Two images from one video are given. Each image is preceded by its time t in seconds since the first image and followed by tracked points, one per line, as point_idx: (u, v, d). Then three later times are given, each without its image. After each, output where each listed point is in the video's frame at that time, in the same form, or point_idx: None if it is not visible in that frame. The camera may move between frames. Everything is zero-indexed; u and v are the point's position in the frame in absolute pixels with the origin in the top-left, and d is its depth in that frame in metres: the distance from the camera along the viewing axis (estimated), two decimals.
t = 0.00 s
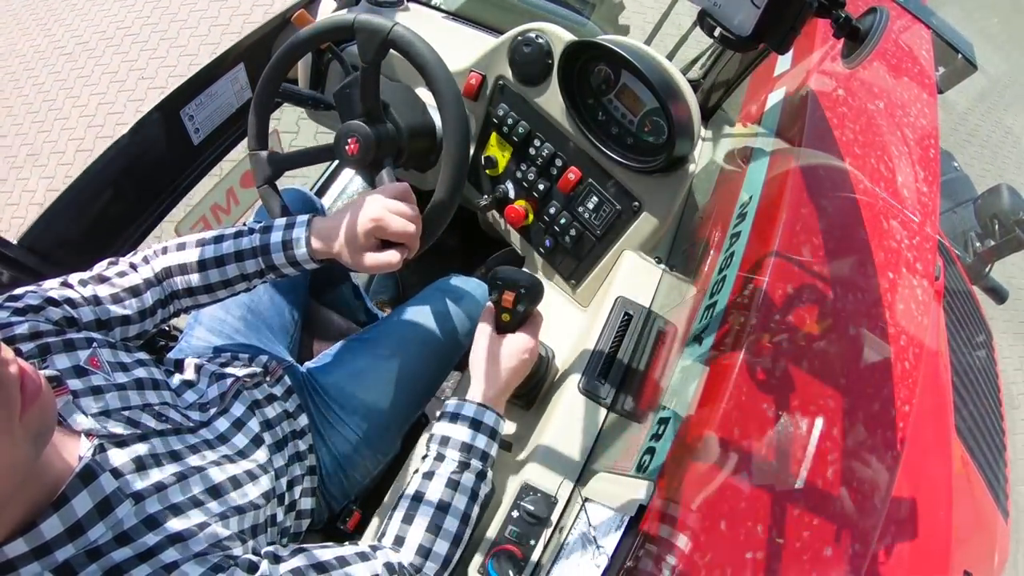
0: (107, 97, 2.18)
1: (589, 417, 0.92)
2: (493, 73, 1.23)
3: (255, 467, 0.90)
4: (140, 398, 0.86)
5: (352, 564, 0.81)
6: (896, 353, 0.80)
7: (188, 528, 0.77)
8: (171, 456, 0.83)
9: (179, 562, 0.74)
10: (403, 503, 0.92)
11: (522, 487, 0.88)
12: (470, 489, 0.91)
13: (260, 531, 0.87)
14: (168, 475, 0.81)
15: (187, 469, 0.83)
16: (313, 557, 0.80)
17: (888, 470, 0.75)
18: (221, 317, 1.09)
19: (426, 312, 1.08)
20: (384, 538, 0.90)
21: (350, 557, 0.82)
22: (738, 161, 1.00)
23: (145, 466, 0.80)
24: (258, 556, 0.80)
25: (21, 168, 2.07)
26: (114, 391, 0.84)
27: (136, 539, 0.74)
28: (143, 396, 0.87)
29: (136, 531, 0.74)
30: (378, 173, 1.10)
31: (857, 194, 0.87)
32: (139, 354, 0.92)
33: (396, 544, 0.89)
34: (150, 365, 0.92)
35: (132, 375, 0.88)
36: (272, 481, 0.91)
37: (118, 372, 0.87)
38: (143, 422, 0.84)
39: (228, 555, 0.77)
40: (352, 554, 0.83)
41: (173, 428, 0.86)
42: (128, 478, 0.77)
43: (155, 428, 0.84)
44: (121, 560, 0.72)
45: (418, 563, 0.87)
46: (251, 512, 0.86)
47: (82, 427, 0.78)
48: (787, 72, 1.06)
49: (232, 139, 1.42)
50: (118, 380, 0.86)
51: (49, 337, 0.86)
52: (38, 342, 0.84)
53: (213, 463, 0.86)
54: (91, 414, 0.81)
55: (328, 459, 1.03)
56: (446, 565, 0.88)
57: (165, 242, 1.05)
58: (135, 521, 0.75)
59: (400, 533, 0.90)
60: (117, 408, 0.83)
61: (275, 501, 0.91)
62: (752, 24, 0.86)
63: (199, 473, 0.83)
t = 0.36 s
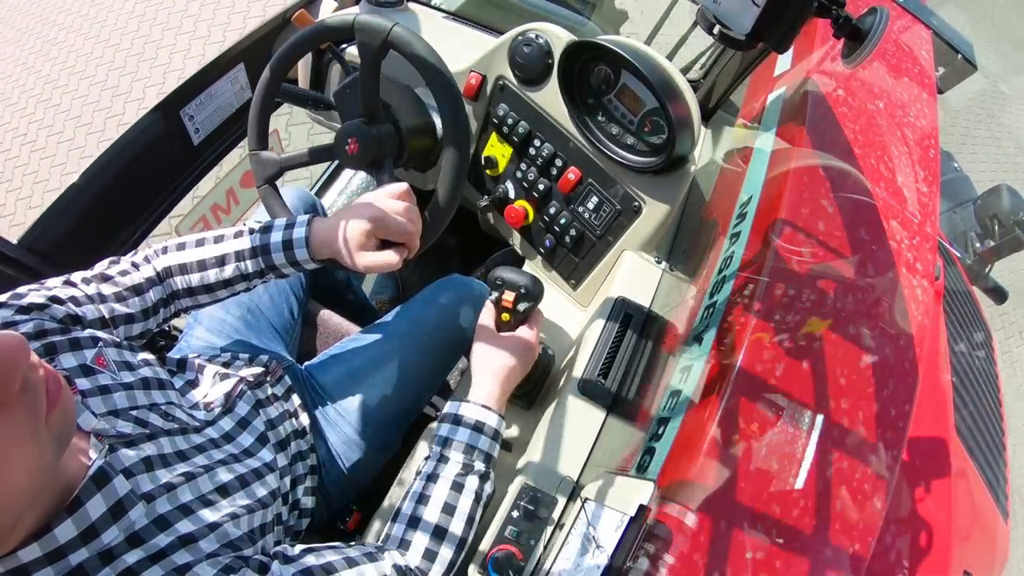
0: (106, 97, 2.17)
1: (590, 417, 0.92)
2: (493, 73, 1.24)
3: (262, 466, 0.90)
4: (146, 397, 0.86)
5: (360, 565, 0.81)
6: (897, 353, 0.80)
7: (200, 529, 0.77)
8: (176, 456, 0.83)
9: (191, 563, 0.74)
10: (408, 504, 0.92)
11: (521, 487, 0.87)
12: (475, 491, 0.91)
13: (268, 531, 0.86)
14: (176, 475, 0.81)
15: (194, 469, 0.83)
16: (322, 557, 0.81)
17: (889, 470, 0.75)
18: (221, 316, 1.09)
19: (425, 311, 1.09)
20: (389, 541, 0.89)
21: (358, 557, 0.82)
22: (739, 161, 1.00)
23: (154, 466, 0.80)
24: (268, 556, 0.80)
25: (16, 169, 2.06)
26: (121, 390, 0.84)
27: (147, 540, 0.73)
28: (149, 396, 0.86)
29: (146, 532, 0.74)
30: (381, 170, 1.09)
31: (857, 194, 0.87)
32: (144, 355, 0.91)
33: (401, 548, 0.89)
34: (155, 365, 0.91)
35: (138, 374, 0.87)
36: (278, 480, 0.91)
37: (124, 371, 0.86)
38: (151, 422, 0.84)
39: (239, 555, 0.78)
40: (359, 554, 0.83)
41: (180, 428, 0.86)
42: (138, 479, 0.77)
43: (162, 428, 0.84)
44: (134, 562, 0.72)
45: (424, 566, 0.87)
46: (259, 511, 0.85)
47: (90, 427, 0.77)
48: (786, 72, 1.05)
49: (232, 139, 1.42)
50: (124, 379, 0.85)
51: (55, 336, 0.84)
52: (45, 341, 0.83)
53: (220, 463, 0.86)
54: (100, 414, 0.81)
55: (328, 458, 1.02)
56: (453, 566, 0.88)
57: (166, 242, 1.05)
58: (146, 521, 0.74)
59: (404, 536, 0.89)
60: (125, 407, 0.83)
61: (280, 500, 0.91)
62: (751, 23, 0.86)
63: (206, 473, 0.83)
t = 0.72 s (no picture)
0: (107, 97, 2.18)
1: (591, 416, 0.92)
2: (493, 73, 1.22)
3: (261, 465, 0.90)
4: (146, 396, 0.86)
5: (358, 564, 0.81)
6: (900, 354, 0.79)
7: (199, 527, 0.78)
8: (177, 454, 0.83)
9: (189, 561, 0.74)
10: (406, 503, 0.91)
11: (523, 487, 0.87)
12: (472, 490, 0.91)
13: (266, 531, 0.86)
14: (176, 474, 0.81)
15: (192, 467, 0.83)
16: (321, 556, 0.80)
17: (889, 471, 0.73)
18: (221, 316, 1.09)
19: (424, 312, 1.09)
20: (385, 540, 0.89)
21: (355, 556, 0.82)
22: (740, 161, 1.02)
23: (153, 464, 0.80)
24: (266, 555, 0.80)
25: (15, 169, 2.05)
26: (121, 390, 0.84)
27: (146, 538, 0.74)
28: (149, 395, 0.86)
29: (144, 531, 0.74)
30: (382, 170, 1.10)
31: (857, 194, 0.86)
32: (144, 354, 0.92)
33: (399, 547, 0.88)
34: (154, 363, 0.91)
35: (138, 374, 0.87)
36: (277, 480, 0.91)
37: (124, 370, 0.87)
38: (150, 420, 0.84)
39: (237, 554, 0.78)
40: (357, 553, 0.83)
41: (179, 427, 0.86)
42: (138, 476, 0.77)
43: (162, 427, 0.84)
44: (131, 560, 0.73)
45: (422, 565, 0.87)
46: (258, 510, 0.85)
47: (88, 425, 0.77)
48: (788, 74, 1.06)
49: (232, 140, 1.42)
50: (124, 379, 0.85)
51: (56, 336, 0.84)
52: (45, 340, 0.83)
53: (220, 462, 0.86)
54: (100, 413, 0.80)
55: (329, 458, 1.03)
56: (450, 566, 0.88)
57: (166, 242, 1.05)
58: (145, 519, 0.75)
59: (402, 535, 0.89)
60: (124, 406, 0.82)
61: (280, 499, 0.92)
62: (752, 25, 0.86)
63: (205, 471, 0.83)
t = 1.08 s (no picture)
0: (109, 98, 2.18)
1: (591, 415, 0.92)
2: (493, 73, 1.23)
3: (256, 468, 0.90)
4: (140, 400, 0.85)
5: (351, 565, 0.81)
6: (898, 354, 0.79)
7: (190, 530, 0.77)
8: (171, 458, 0.83)
9: (179, 566, 0.74)
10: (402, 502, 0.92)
11: (522, 487, 0.88)
12: (469, 489, 0.91)
13: (260, 533, 0.86)
14: (169, 476, 0.81)
15: (186, 470, 0.82)
16: (312, 559, 0.80)
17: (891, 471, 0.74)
18: (221, 317, 1.09)
19: (425, 312, 1.09)
20: (382, 539, 0.89)
21: (349, 558, 0.82)
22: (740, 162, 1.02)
23: (146, 467, 0.80)
24: (258, 558, 0.80)
25: (17, 170, 2.06)
26: (115, 393, 0.84)
27: (137, 542, 0.74)
28: (143, 398, 0.86)
29: (137, 535, 0.74)
30: (382, 171, 1.10)
31: (856, 194, 0.86)
32: (139, 356, 0.92)
33: (393, 544, 0.88)
34: (149, 366, 0.91)
35: (132, 377, 0.87)
36: (273, 482, 0.91)
37: (118, 373, 0.86)
38: (143, 424, 0.83)
39: (230, 558, 0.78)
40: (350, 554, 0.83)
41: (174, 429, 0.86)
42: (130, 481, 0.77)
43: (155, 430, 0.84)
44: (121, 564, 0.73)
45: (416, 563, 0.87)
46: (251, 513, 0.85)
47: (81, 430, 0.77)
48: (786, 74, 1.05)
49: (233, 139, 1.42)
50: (118, 382, 0.85)
51: (49, 341, 0.85)
52: (38, 345, 0.83)
53: (214, 464, 0.86)
54: (92, 417, 0.80)
55: (330, 459, 1.04)
56: (443, 565, 0.88)
57: (164, 243, 1.05)
58: (136, 524, 0.75)
59: (397, 533, 0.89)
60: (117, 410, 0.82)
61: (277, 502, 0.92)
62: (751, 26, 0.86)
63: (199, 475, 0.83)
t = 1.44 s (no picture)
0: (108, 97, 2.18)
1: (590, 416, 0.92)
2: (493, 73, 1.23)
3: (256, 470, 0.90)
4: (140, 402, 0.85)
5: (351, 567, 0.81)
6: (899, 352, 0.79)
7: (190, 534, 0.77)
8: (171, 460, 0.83)
9: (181, 569, 0.74)
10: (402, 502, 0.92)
11: (521, 486, 0.87)
12: (469, 489, 0.91)
13: (260, 534, 0.87)
14: (169, 479, 0.81)
15: (185, 472, 0.83)
16: (312, 560, 0.80)
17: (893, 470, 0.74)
18: (221, 317, 1.09)
19: (425, 312, 1.09)
20: (383, 539, 0.89)
21: (349, 559, 0.82)
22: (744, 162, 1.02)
23: (146, 470, 0.79)
24: (259, 560, 0.80)
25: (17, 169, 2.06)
26: (114, 396, 0.83)
27: (137, 545, 0.74)
28: (142, 400, 0.86)
29: (138, 538, 0.74)
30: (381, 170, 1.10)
31: (856, 194, 0.86)
32: (139, 357, 0.91)
33: (393, 545, 0.88)
34: (149, 367, 0.91)
35: (131, 379, 0.87)
36: (273, 483, 0.91)
37: (117, 375, 0.86)
38: (143, 426, 0.83)
39: (230, 561, 0.78)
40: (350, 555, 0.83)
41: (173, 432, 0.86)
42: (129, 484, 0.77)
43: (155, 432, 0.83)
44: (121, 568, 0.72)
45: (416, 563, 0.86)
46: (252, 516, 0.85)
47: (81, 433, 0.77)
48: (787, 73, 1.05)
49: (232, 139, 1.42)
50: (118, 385, 0.85)
51: (47, 342, 0.84)
52: (37, 347, 0.82)
53: (214, 467, 0.86)
54: (92, 420, 0.79)
55: (331, 458, 1.04)
56: (443, 564, 0.88)
57: (164, 243, 1.05)
58: (136, 526, 0.75)
59: (397, 533, 0.89)
60: (117, 412, 0.82)
61: (277, 504, 0.92)
62: (751, 25, 0.86)
63: (199, 477, 0.83)
